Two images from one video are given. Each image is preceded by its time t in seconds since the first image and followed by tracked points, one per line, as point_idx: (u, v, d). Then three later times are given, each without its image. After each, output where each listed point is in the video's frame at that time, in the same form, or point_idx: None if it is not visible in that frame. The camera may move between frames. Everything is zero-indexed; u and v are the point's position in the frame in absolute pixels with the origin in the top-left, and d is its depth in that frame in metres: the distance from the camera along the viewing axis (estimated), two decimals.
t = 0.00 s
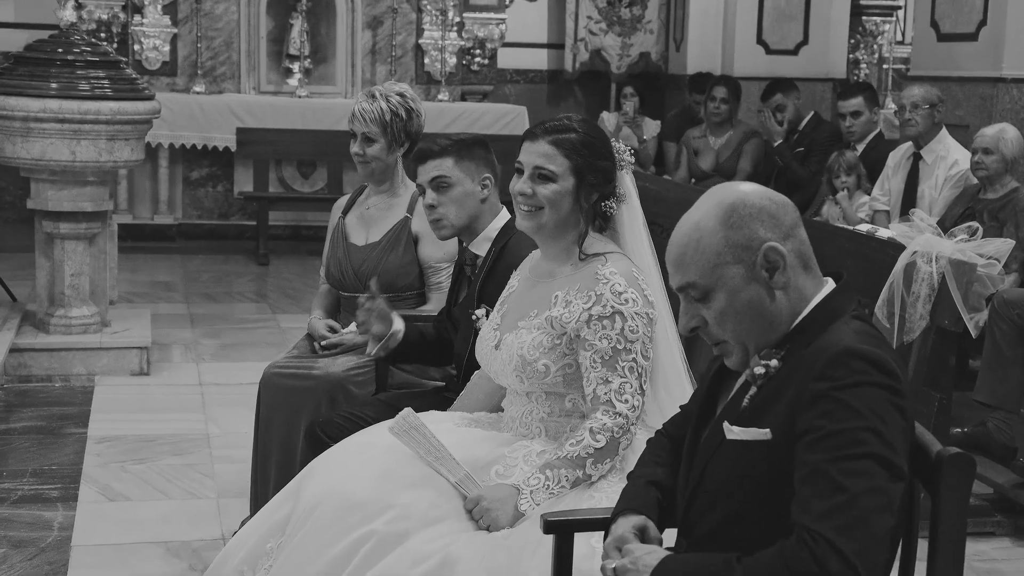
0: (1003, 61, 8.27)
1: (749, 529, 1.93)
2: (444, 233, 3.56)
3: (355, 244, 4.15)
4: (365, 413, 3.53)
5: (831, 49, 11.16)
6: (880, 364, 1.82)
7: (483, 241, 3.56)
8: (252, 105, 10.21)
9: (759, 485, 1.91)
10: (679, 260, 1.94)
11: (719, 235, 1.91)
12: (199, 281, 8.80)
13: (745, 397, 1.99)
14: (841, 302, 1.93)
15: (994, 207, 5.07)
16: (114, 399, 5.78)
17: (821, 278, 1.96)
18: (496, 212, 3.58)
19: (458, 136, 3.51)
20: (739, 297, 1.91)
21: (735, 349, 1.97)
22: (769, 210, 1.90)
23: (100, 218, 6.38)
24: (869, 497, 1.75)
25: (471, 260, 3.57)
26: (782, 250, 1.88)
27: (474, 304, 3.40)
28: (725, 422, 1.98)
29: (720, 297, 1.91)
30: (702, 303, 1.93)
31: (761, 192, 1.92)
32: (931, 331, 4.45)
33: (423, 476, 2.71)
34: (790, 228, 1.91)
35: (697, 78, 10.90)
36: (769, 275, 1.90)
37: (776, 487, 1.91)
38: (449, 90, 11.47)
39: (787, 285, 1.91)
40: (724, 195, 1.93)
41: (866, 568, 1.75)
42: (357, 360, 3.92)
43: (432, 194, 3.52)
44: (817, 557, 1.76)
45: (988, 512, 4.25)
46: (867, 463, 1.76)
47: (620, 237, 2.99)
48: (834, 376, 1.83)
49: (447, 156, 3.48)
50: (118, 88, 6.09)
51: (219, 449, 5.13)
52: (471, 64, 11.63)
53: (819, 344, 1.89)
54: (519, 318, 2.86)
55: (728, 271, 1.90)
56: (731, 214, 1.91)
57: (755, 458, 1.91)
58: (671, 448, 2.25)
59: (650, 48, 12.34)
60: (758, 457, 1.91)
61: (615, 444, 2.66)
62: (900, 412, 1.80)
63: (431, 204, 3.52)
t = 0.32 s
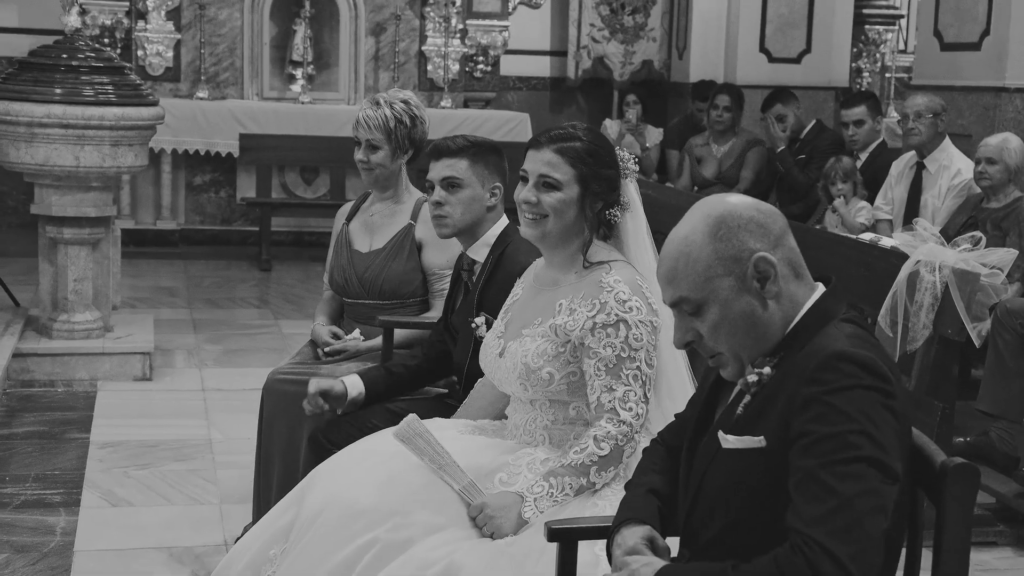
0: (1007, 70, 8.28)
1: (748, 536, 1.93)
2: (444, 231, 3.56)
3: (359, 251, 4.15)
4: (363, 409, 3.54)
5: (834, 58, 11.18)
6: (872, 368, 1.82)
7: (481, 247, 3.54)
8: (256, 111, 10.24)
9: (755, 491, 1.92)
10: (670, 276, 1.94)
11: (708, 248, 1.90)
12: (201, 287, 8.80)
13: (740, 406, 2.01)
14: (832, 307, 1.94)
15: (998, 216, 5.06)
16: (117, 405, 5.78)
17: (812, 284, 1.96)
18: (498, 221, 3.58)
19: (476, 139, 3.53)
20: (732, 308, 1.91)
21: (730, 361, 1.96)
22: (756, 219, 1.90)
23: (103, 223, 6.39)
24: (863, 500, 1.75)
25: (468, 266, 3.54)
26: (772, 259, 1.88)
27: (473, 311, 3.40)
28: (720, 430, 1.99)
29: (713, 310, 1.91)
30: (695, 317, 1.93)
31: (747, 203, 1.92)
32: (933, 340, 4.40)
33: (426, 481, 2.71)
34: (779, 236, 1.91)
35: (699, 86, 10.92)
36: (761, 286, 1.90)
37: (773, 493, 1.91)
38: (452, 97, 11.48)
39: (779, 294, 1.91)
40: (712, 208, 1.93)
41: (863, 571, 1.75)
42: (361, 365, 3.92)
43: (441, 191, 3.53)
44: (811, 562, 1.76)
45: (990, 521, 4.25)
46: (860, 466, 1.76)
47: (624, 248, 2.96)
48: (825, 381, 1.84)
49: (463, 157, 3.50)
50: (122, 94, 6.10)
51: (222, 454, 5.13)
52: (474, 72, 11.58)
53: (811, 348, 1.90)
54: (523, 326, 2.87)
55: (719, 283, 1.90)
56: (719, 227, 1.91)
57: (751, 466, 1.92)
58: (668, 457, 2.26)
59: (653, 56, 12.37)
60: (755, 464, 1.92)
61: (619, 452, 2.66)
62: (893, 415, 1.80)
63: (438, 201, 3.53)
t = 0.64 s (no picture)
0: (1008, 76, 8.30)
1: (734, 535, 1.91)
2: (438, 233, 3.57)
3: (360, 254, 4.16)
4: (364, 415, 3.52)
5: (836, 63, 11.20)
6: (841, 357, 1.81)
7: (477, 250, 3.55)
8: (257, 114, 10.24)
9: (735, 490, 1.90)
10: (642, 277, 1.91)
11: (678, 248, 1.88)
12: (202, 290, 8.80)
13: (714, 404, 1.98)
14: (799, 296, 1.91)
15: (999, 222, 5.07)
16: (119, 408, 5.78)
17: (783, 275, 1.94)
18: (493, 223, 3.57)
19: (474, 142, 3.53)
20: (705, 307, 1.88)
21: (705, 358, 1.93)
22: (726, 216, 1.88)
23: (105, 226, 6.40)
24: (843, 494, 1.74)
25: (464, 268, 3.55)
26: (741, 256, 1.86)
27: (468, 314, 3.40)
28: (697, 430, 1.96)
29: (686, 309, 1.89)
30: (668, 317, 1.91)
31: (716, 200, 1.90)
32: (935, 345, 4.31)
33: (430, 485, 2.72)
34: (749, 232, 1.89)
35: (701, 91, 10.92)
36: (732, 283, 1.88)
37: (754, 491, 1.89)
38: (454, 101, 11.49)
39: (750, 290, 1.89)
40: (680, 207, 1.91)
41: (850, 565, 1.74)
42: (363, 369, 3.90)
43: (434, 194, 3.54)
44: (798, 561, 1.75)
45: (992, 526, 4.25)
46: (837, 459, 1.75)
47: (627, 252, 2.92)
48: (796, 374, 1.82)
49: (457, 160, 3.49)
50: (125, 96, 6.10)
51: (224, 457, 5.13)
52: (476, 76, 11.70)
53: (781, 340, 1.87)
54: (524, 330, 2.86)
55: (690, 282, 1.87)
56: (687, 225, 1.89)
57: (730, 464, 1.90)
58: (646, 456, 2.24)
59: (655, 60, 12.38)
60: (732, 463, 1.90)
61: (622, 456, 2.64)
62: (867, 403, 1.79)
63: (431, 204, 3.53)
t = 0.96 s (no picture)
0: (1010, 75, 8.30)
1: (704, 540, 1.82)
2: (438, 233, 3.56)
3: (360, 254, 4.15)
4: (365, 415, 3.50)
5: (837, 64, 11.20)
6: (787, 349, 1.72)
7: (476, 249, 3.54)
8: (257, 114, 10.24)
9: (698, 496, 1.80)
10: (585, 273, 1.85)
11: (623, 243, 1.81)
12: (203, 290, 8.80)
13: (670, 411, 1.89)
14: (739, 290, 1.85)
15: (1000, 222, 5.07)
16: (119, 408, 5.78)
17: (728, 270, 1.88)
18: (492, 222, 3.57)
19: (474, 141, 3.52)
20: (649, 303, 1.82)
21: (649, 356, 1.88)
22: (670, 212, 1.82)
23: (106, 226, 6.40)
24: (803, 492, 1.64)
25: (463, 268, 3.54)
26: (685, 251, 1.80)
27: (468, 313, 3.39)
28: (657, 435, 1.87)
29: (629, 305, 1.82)
30: (612, 312, 1.84)
31: (661, 196, 1.84)
32: (937, 345, 4.29)
33: (429, 485, 2.71)
34: (694, 227, 1.83)
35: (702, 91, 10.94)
36: (677, 278, 1.81)
37: (718, 494, 1.80)
38: (455, 101, 11.50)
39: (695, 286, 1.83)
40: (626, 203, 1.84)
41: (822, 563, 1.64)
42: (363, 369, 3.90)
43: (433, 194, 3.53)
44: (768, 565, 1.65)
45: (993, 526, 4.24)
46: (793, 456, 1.65)
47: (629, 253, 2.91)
48: (742, 375, 1.73)
49: (457, 160, 3.49)
50: (125, 96, 6.10)
51: (224, 457, 5.12)
52: (477, 75, 11.74)
53: (728, 337, 1.79)
54: (525, 329, 2.86)
55: (635, 277, 1.81)
56: (632, 221, 1.82)
57: (690, 470, 1.81)
58: (623, 456, 2.16)
59: (656, 60, 12.38)
60: (692, 470, 1.81)
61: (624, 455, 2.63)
62: (818, 394, 1.69)
63: (430, 203, 3.53)
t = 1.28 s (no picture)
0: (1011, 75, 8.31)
1: (694, 539, 1.78)
2: (443, 232, 3.56)
3: (362, 252, 4.14)
4: (367, 413, 3.50)
5: (838, 63, 11.20)
6: (768, 348, 1.70)
7: (479, 248, 3.54)
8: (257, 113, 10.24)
9: (684, 496, 1.77)
10: (596, 213, 1.82)
11: (647, 201, 1.80)
12: (203, 289, 8.80)
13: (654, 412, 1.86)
14: (717, 290, 1.83)
15: (1002, 221, 5.09)
16: (119, 406, 5.78)
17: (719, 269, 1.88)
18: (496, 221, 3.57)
19: (479, 140, 3.51)
20: (646, 268, 1.79)
21: (617, 320, 1.83)
22: (696, 195, 1.82)
23: (106, 225, 6.39)
24: (791, 489, 1.62)
25: (466, 266, 3.54)
26: (700, 232, 1.79)
27: (471, 312, 3.40)
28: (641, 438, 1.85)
29: (624, 258, 1.79)
30: (602, 261, 1.81)
31: (690, 180, 1.84)
32: (938, 344, 4.29)
33: (429, 485, 2.71)
34: (712, 221, 1.83)
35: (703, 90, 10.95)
36: (680, 255, 1.80)
37: (705, 494, 1.77)
38: (456, 100, 11.52)
39: (692, 271, 1.82)
40: (656, 170, 1.84)
41: (815, 558, 1.62)
42: (364, 368, 3.90)
43: (438, 192, 3.53)
44: (762, 563, 1.63)
45: (995, 525, 4.24)
46: (781, 453, 1.64)
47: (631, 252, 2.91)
48: (724, 374, 1.72)
49: (462, 158, 3.48)
50: (125, 96, 6.09)
51: (225, 456, 5.12)
52: (478, 74, 11.71)
53: (710, 336, 1.77)
54: (526, 328, 2.86)
55: (643, 235, 1.79)
56: (661, 187, 1.81)
57: (675, 471, 1.78)
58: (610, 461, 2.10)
59: (657, 59, 12.33)
60: (677, 470, 1.78)
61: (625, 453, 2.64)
62: (802, 389, 1.68)
63: (436, 202, 3.52)
